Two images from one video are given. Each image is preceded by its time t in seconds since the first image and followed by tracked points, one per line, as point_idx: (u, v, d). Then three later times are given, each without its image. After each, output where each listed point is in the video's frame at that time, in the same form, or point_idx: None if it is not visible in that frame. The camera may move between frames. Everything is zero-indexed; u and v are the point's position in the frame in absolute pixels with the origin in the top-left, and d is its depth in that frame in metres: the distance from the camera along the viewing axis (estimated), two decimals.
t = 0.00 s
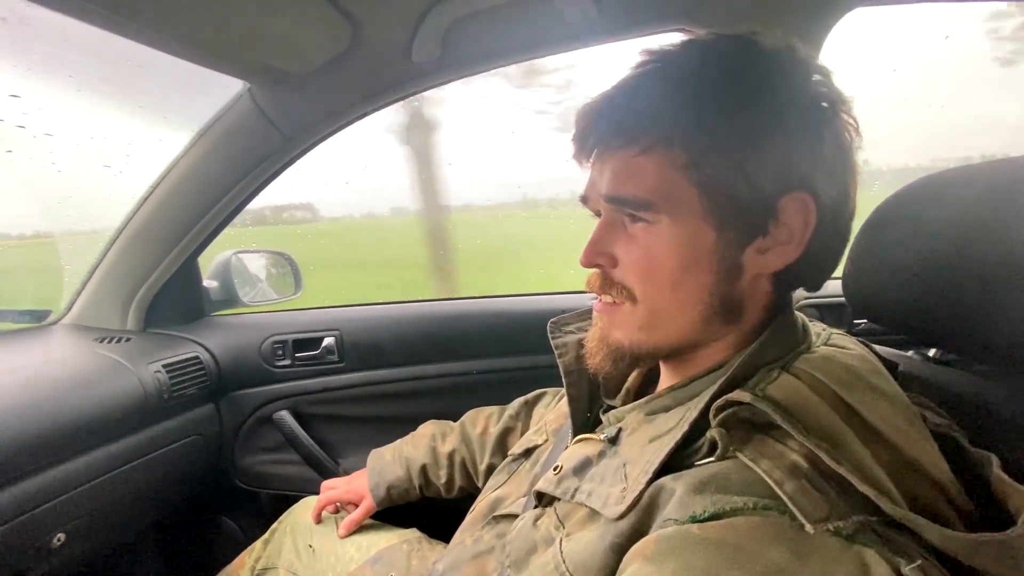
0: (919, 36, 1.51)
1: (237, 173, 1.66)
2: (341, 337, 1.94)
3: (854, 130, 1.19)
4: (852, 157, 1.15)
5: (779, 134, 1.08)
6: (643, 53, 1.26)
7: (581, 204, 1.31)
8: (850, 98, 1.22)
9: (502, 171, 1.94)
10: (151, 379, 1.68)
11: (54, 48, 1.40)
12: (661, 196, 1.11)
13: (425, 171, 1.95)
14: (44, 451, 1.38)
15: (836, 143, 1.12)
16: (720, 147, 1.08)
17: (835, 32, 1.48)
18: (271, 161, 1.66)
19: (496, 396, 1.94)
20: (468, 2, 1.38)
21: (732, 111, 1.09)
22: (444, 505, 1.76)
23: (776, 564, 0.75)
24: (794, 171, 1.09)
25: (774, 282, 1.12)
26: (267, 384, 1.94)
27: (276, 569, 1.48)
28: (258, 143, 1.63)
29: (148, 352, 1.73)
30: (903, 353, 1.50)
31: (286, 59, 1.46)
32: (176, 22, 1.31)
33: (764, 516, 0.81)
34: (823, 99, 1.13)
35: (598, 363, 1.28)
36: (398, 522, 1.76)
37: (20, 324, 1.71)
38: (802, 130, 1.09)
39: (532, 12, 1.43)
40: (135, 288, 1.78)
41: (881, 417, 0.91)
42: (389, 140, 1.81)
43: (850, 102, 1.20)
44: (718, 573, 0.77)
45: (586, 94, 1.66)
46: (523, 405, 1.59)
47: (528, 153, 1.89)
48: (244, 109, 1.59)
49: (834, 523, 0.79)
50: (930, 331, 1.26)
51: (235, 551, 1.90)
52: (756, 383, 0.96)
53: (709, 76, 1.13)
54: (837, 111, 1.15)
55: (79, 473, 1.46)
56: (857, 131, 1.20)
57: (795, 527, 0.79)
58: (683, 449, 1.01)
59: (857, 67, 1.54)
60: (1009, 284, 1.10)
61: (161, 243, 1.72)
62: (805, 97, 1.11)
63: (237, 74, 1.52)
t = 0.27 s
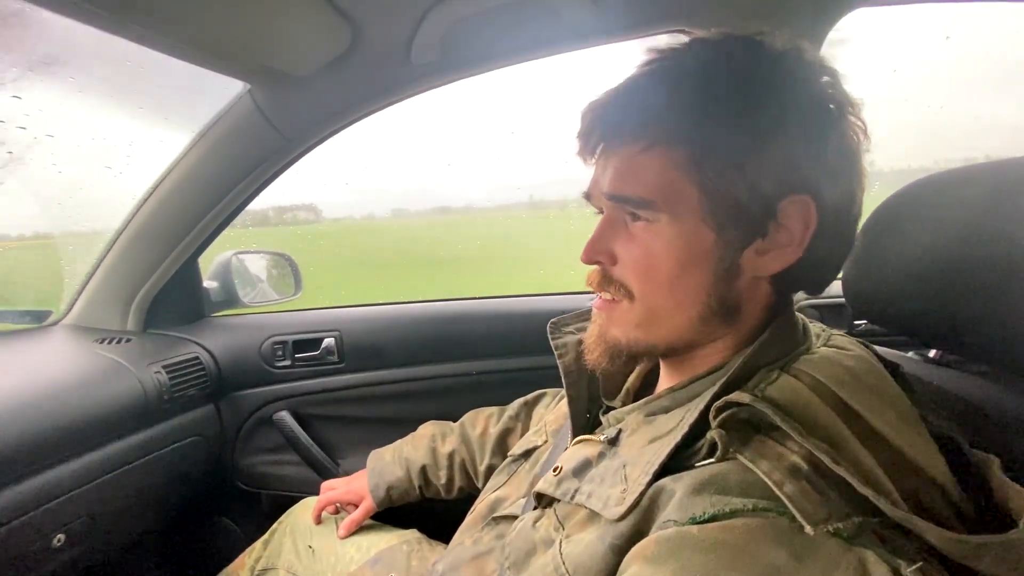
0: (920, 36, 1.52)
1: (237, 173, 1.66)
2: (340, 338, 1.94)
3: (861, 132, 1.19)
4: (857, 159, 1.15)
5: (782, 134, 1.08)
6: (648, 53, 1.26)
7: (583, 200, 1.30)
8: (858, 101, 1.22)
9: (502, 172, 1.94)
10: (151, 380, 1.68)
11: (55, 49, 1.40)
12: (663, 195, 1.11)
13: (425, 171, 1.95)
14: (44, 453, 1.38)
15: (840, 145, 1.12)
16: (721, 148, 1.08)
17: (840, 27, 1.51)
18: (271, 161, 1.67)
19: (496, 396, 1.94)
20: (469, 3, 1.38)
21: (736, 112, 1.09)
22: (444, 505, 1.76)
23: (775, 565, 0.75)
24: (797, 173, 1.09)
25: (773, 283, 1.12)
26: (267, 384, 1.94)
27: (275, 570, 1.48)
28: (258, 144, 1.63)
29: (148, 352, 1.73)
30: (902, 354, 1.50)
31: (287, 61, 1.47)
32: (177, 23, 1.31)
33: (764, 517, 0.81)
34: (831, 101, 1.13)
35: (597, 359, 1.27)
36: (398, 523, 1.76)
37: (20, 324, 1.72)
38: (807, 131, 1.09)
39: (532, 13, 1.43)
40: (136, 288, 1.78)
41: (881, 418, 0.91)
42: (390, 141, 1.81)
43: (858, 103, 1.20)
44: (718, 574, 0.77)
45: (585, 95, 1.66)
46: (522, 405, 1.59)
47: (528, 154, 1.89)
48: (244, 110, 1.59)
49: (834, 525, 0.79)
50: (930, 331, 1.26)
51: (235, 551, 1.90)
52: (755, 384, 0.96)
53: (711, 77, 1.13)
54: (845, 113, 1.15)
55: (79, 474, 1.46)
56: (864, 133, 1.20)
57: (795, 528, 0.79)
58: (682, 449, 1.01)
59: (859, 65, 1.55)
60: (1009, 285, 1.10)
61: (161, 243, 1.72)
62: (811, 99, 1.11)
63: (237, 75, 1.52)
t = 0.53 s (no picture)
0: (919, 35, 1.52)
1: (239, 173, 1.66)
2: (342, 338, 1.95)
3: (863, 131, 1.19)
4: (858, 158, 1.15)
5: (783, 134, 1.08)
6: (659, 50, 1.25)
7: (588, 198, 1.31)
8: (860, 101, 1.22)
9: (502, 172, 1.94)
10: (153, 379, 1.68)
11: (57, 50, 1.41)
12: (664, 191, 1.11)
13: (426, 172, 1.95)
14: (47, 453, 1.39)
15: (842, 143, 1.12)
16: (721, 147, 1.09)
17: (837, 29, 1.51)
18: (273, 161, 1.66)
19: (498, 396, 1.95)
20: (470, 3, 1.38)
21: (738, 111, 1.09)
22: (446, 505, 1.76)
23: (776, 561, 0.76)
24: (797, 172, 1.09)
25: (775, 280, 1.12)
26: (269, 384, 1.95)
27: (278, 569, 1.48)
28: (260, 144, 1.63)
29: (150, 353, 1.73)
30: (903, 352, 1.50)
31: (288, 62, 1.47)
32: (179, 24, 1.31)
33: (765, 513, 0.81)
34: (833, 101, 1.13)
35: (597, 353, 1.27)
36: (400, 522, 1.76)
37: (23, 325, 1.72)
38: (808, 130, 1.10)
39: (533, 13, 1.43)
40: (138, 288, 1.77)
41: (882, 415, 0.91)
42: (391, 141, 1.81)
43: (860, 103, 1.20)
44: (720, 571, 0.77)
45: (586, 95, 1.66)
46: (523, 405, 1.60)
47: (529, 154, 1.89)
48: (246, 110, 1.59)
49: (835, 521, 0.79)
50: (931, 329, 1.26)
51: (237, 551, 1.91)
52: (756, 382, 0.96)
53: (712, 77, 1.13)
54: (847, 113, 1.15)
55: (82, 474, 1.47)
56: (866, 133, 1.20)
57: (796, 524, 0.80)
58: (683, 445, 1.01)
59: (858, 64, 1.55)
60: (1010, 282, 1.10)
61: (163, 244, 1.72)
62: (813, 98, 1.11)
63: (239, 75, 1.53)
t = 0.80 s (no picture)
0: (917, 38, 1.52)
1: (238, 173, 1.66)
2: (341, 338, 1.95)
3: (857, 131, 1.19)
4: (854, 159, 1.15)
5: (781, 137, 1.09)
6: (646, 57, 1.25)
7: (585, 203, 1.30)
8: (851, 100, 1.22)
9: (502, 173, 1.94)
10: (153, 378, 1.69)
11: (58, 50, 1.41)
12: (661, 196, 1.11)
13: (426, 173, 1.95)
14: (47, 451, 1.39)
15: (837, 145, 1.12)
16: (717, 148, 1.09)
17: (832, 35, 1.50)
18: (274, 161, 1.65)
19: (497, 396, 1.95)
20: (470, 3, 1.38)
21: (732, 112, 1.09)
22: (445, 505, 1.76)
23: (774, 561, 0.76)
24: (792, 173, 1.09)
25: (772, 282, 1.12)
26: (268, 384, 1.95)
27: (277, 569, 1.48)
28: (259, 144, 1.63)
29: (149, 352, 1.74)
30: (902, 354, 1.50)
31: (288, 62, 1.47)
32: (180, 24, 1.32)
33: (762, 514, 0.82)
34: (825, 101, 1.13)
35: (593, 355, 1.29)
36: (399, 522, 1.76)
37: (23, 324, 1.72)
38: (802, 131, 1.10)
39: (533, 14, 1.44)
40: (138, 288, 1.78)
41: (879, 417, 0.91)
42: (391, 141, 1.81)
43: (853, 106, 1.20)
44: (718, 571, 0.77)
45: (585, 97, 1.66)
46: (523, 405, 1.60)
47: (528, 155, 1.89)
48: (246, 111, 1.60)
49: (831, 522, 0.79)
50: (929, 331, 1.26)
51: (237, 551, 1.91)
52: (755, 383, 0.96)
53: (710, 79, 1.13)
54: (839, 112, 1.15)
55: (82, 473, 1.47)
56: (859, 133, 1.20)
57: (793, 525, 0.80)
58: (681, 447, 1.01)
59: (855, 69, 1.55)
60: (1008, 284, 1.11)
61: (163, 244, 1.73)
62: (806, 99, 1.11)
63: (238, 75, 1.53)
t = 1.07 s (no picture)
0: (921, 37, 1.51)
1: (241, 173, 1.66)
2: (343, 338, 1.94)
3: (860, 129, 1.19)
4: (858, 159, 1.15)
5: (785, 137, 1.08)
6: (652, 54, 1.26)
7: (589, 201, 1.30)
8: (857, 99, 1.22)
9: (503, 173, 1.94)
10: (155, 378, 1.68)
11: (60, 49, 1.40)
12: (664, 195, 1.11)
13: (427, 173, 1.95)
14: (49, 452, 1.39)
15: (841, 144, 1.12)
16: (721, 147, 1.09)
17: (837, 32, 1.50)
18: (277, 159, 1.67)
19: (499, 396, 1.95)
20: (472, 3, 1.38)
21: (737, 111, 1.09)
22: (447, 505, 1.76)
23: (781, 562, 0.75)
24: (797, 172, 1.09)
25: (776, 282, 1.12)
26: (270, 384, 1.95)
27: (280, 569, 1.48)
28: (262, 143, 1.63)
29: (151, 352, 1.73)
30: (905, 354, 1.50)
31: (291, 62, 1.47)
32: (182, 23, 1.31)
33: (769, 515, 0.81)
34: (832, 100, 1.13)
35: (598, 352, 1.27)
36: (401, 522, 1.76)
37: (25, 324, 1.72)
38: (807, 130, 1.10)
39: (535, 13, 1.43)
40: (140, 288, 1.78)
41: (886, 417, 0.91)
42: (393, 141, 1.80)
43: (859, 103, 1.20)
44: (725, 572, 0.77)
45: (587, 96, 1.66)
46: (525, 405, 1.59)
47: (530, 155, 1.89)
48: (248, 111, 1.59)
49: (840, 522, 0.79)
50: (934, 331, 1.26)
51: (239, 551, 1.91)
52: (761, 383, 0.96)
53: (713, 79, 1.13)
54: (845, 111, 1.15)
55: (84, 473, 1.46)
56: (865, 131, 1.20)
57: (801, 525, 0.79)
58: (687, 447, 1.01)
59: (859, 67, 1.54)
60: (1012, 285, 1.10)
61: (166, 243, 1.73)
62: (812, 98, 1.11)
63: (241, 75, 1.53)
